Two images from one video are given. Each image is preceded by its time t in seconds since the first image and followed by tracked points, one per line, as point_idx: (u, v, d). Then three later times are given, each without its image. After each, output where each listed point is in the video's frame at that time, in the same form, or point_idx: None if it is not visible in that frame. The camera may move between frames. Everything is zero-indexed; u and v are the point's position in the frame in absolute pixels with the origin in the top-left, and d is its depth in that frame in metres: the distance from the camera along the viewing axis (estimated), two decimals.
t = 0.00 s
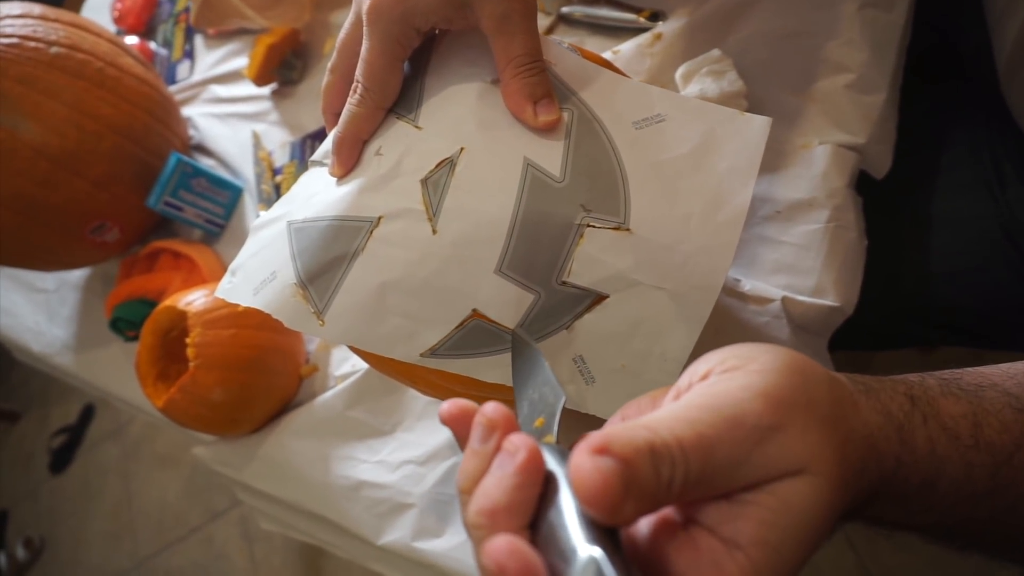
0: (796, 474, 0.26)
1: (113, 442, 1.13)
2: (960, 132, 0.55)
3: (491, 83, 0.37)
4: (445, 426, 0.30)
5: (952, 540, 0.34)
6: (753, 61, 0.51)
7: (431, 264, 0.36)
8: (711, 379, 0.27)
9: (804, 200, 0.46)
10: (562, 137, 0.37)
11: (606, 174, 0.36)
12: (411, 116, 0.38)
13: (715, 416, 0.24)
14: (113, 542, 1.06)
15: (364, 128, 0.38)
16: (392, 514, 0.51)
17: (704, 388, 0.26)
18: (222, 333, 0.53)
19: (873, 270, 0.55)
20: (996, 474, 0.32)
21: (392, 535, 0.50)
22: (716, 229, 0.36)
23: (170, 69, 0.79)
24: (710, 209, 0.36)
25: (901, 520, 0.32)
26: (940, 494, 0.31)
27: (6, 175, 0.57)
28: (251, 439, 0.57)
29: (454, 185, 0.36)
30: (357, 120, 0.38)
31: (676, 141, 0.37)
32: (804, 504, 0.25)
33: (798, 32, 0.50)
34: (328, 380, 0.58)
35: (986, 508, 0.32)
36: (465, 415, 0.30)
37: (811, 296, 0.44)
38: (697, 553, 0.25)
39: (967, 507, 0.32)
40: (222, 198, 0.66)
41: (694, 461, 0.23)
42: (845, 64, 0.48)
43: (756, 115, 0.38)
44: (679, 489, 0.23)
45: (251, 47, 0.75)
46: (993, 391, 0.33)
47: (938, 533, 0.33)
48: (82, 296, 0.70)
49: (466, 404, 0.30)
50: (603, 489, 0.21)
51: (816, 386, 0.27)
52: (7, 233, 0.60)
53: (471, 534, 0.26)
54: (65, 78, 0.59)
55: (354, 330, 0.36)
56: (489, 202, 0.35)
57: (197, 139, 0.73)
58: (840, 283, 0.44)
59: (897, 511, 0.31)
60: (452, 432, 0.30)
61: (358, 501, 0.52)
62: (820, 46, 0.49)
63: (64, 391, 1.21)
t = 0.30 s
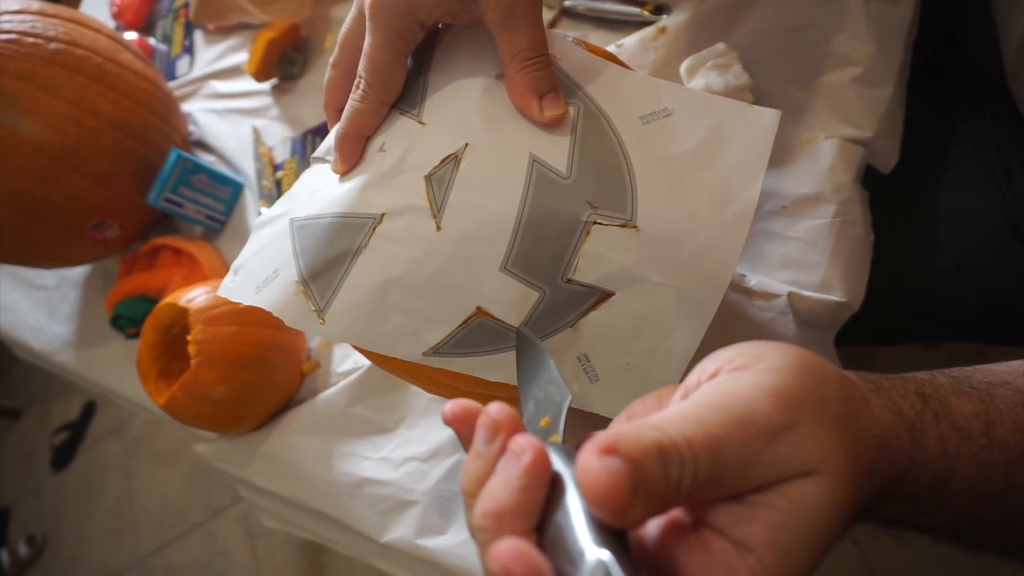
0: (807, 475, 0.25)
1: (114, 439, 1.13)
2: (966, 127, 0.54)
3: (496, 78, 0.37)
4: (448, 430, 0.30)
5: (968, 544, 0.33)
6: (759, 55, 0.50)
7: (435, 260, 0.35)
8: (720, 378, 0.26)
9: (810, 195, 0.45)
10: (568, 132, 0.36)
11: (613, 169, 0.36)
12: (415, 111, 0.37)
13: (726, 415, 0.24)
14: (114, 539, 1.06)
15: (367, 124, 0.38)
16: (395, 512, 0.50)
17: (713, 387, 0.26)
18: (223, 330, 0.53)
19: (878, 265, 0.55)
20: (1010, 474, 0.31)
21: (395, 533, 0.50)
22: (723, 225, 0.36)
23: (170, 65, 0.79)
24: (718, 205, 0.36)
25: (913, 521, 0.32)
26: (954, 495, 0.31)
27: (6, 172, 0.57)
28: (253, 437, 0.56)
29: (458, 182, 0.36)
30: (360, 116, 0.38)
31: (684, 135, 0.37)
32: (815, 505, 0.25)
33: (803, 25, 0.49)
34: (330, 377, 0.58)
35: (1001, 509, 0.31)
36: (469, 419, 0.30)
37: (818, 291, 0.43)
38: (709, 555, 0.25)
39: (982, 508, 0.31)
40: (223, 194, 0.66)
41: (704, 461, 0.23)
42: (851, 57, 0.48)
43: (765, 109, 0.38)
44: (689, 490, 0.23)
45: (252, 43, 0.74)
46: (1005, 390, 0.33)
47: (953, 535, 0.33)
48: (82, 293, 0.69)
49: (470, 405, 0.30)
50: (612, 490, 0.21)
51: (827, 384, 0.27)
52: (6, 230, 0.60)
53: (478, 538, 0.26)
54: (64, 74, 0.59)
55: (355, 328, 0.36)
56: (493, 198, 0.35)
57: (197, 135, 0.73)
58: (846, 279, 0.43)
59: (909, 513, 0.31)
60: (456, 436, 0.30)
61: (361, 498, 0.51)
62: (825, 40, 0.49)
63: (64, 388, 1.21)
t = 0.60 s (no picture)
0: (812, 480, 0.25)
1: (121, 442, 1.13)
2: (967, 113, 0.54)
3: (490, 80, 0.37)
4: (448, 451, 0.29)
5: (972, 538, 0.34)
6: (757, 47, 0.49)
7: (433, 265, 0.35)
8: (722, 382, 0.26)
9: (810, 188, 0.45)
10: (565, 133, 0.36)
11: (609, 169, 0.36)
12: (409, 115, 0.37)
13: (727, 422, 0.24)
14: (124, 542, 1.07)
15: (362, 129, 0.38)
16: (400, 514, 0.51)
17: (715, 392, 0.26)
18: (224, 336, 0.53)
19: (880, 255, 0.54)
20: (1018, 472, 0.31)
21: (401, 535, 0.50)
22: (723, 224, 0.35)
23: (165, 68, 0.78)
24: (717, 203, 0.36)
25: (918, 520, 0.32)
26: (961, 494, 0.31)
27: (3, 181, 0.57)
28: (257, 442, 0.56)
29: (455, 186, 0.35)
30: (354, 121, 0.37)
31: (682, 132, 0.37)
32: (820, 510, 0.25)
33: (802, 15, 0.49)
34: (333, 380, 0.58)
35: (1007, 505, 0.31)
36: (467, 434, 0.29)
37: (820, 285, 0.43)
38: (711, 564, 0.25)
39: (988, 505, 0.31)
40: (221, 199, 0.66)
41: (705, 469, 0.23)
42: (850, 47, 0.47)
43: (763, 103, 0.37)
44: (690, 499, 0.23)
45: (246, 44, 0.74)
46: (1013, 385, 0.33)
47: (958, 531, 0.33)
48: (84, 300, 0.69)
49: (471, 414, 0.30)
50: (613, 499, 0.21)
51: (831, 387, 0.26)
52: (5, 239, 0.60)
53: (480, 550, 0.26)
54: (59, 81, 0.58)
55: (354, 336, 0.36)
56: (490, 201, 0.35)
57: (194, 139, 0.73)
58: (848, 272, 0.43)
59: (915, 512, 0.31)
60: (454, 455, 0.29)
61: (367, 501, 0.51)
62: (824, 30, 0.48)
63: (70, 392, 1.21)
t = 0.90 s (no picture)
0: (805, 471, 0.25)
1: (132, 447, 1.14)
2: (973, 110, 0.53)
3: (490, 85, 0.37)
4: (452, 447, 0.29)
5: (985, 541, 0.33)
6: (760, 47, 0.49)
7: (435, 272, 0.35)
8: (716, 375, 0.26)
9: (816, 189, 0.45)
10: (566, 137, 0.36)
11: (612, 174, 0.36)
12: (410, 121, 0.37)
13: (721, 413, 0.24)
14: (136, 547, 1.08)
15: (364, 136, 0.38)
16: (407, 519, 0.51)
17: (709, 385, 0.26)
18: (231, 342, 0.53)
19: (887, 254, 0.54)
20: None
21: (409, 540, 0.50)
22: (725, 227, 0.35)
23: (171, 76, 0.79)
24: (719, 206, 0.36)
25: (924, 522, 0.31)
26: (966, 493, 0.30)
27: (13, 191, 0.57)
28: (264, 447, 0.57)
29: (456, 192, 0.35)
30: (356, 128, 0.38)
31: (683, 136, 0.37)
32: (814, 501, 0.25)
33: (805, 14, 0.48)
34: (340, 385, 0.58)
35: (1014, 507, 0.31)
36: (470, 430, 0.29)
37: (826, 285, 0.43)
38: (705, 556, 0.25)
39: (996, 506, 0.31)
40: (228, 206, 0.66)
41: (697, 461, 0.23)
42: (854, 45, 0.47)
43: (766, 105, 0.37)
44: (682, 489, 0.23)
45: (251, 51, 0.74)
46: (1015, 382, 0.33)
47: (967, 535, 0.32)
48: (94, 307, 0.70)
49: (479, 401, 0.31)
50: (604, 481, 0.21)
51: (827, 381, 0.26)
52: (15, 248, 0.60)
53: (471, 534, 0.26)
54: (67, 91, 0.59)
55: (357, 343, 0.36)
56: (492, 208, 0.35)
57: (200, 146, 0.73)
58: (855, 273, 0.43)
59: (920, 512, 0.30)
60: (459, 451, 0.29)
61: (375, 506, 0.51)
62: (828, 28, 0.48)
63: (82, 398, 1.22)
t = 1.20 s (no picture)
0: (782, 464, 0.24)
1: (133, 450, 1.14)
2: (973, 110, 0.53)
3: (488, 88, 0.37)
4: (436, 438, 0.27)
5: (981, 542, 0.32)
6: (759, 47, 0.49)
7: (434, 274, 0.35)
8: (692, 371, 0.26)
9: (816, 189, 0.44)
10: (565, 140, 0.36)
11: (612, 177, 0.36)
12: (409, 125, 0.37)
13: (695, 409, 0.24)
14: (138, 549, 1.07)
15: (362, 140, 0.38)
16: (409, 522, 0.51)
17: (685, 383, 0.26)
18: (230, 346, 0.53)
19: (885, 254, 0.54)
20: (1021, 468, 0.30)
21: (411, 543, 0.50)
22: (724, 228, 0.35)
23: (170, 80, 0.79)
24: (718, 207, 0.35)
25: (923, 523, 0.31)
26: (960, 491, 0.30)
27: (12, 195, 0.57)
28: (265, 450, 0.57)
29: (455, 195, 0.35)
30: (354, 132, 0.38)
31: (682, 137, 0.36)
32: (793, 494, 0.24)
33: (804, 14, 0.48)
34: (340, 388, 0.58)
35: (1010, 506, 0.31)
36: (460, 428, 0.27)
37: (827, 286, 0.42)
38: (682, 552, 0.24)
39: (991, 504, 0.30)
40: (227, 209, 0.66)
41: (671, 455, 0.22)
42: (853, 45, 0.47)
43: (765, 105, 0.37)
44: (655, 484, 0.22)
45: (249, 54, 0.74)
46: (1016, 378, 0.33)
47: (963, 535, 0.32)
48: (93, 311, 0.70)
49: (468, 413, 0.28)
50: (571, 477, 0.20)
51: (808, 376, 0.26)
52: (15, 252, 0.60)
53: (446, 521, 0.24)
54: (65, 95, 0.59)
55: (357, 347, 0.36)
56: (490, 210, 0.35)
57: (199, 149, 0.73)
58: (856, 273, 0.43)
59: (915, 511, 0.30)
60: (444, 441, 0.27)
61: (376, 509, 0.51)
62: (826, 28, 0.48)
63: (82, 402, 1.22)
